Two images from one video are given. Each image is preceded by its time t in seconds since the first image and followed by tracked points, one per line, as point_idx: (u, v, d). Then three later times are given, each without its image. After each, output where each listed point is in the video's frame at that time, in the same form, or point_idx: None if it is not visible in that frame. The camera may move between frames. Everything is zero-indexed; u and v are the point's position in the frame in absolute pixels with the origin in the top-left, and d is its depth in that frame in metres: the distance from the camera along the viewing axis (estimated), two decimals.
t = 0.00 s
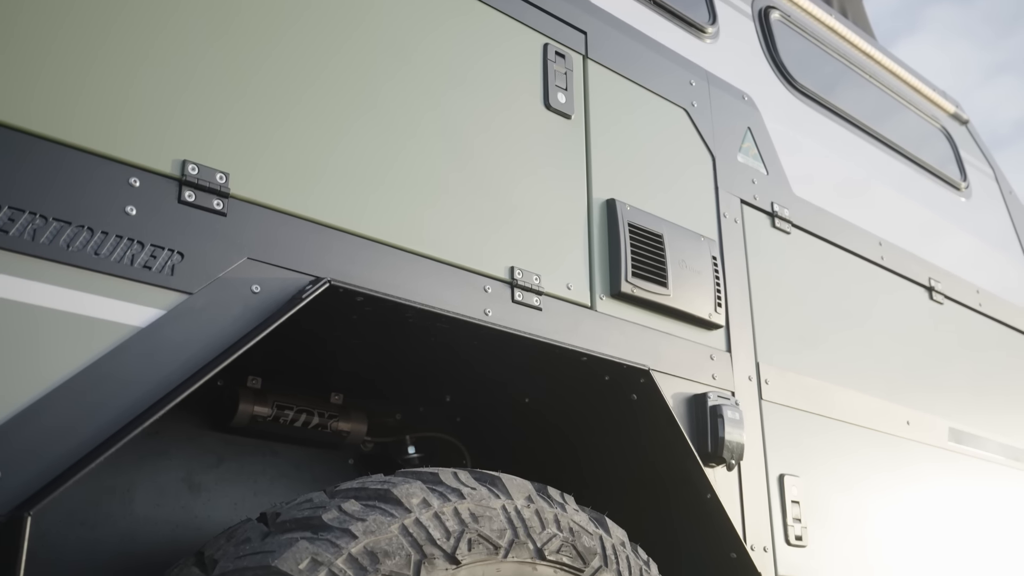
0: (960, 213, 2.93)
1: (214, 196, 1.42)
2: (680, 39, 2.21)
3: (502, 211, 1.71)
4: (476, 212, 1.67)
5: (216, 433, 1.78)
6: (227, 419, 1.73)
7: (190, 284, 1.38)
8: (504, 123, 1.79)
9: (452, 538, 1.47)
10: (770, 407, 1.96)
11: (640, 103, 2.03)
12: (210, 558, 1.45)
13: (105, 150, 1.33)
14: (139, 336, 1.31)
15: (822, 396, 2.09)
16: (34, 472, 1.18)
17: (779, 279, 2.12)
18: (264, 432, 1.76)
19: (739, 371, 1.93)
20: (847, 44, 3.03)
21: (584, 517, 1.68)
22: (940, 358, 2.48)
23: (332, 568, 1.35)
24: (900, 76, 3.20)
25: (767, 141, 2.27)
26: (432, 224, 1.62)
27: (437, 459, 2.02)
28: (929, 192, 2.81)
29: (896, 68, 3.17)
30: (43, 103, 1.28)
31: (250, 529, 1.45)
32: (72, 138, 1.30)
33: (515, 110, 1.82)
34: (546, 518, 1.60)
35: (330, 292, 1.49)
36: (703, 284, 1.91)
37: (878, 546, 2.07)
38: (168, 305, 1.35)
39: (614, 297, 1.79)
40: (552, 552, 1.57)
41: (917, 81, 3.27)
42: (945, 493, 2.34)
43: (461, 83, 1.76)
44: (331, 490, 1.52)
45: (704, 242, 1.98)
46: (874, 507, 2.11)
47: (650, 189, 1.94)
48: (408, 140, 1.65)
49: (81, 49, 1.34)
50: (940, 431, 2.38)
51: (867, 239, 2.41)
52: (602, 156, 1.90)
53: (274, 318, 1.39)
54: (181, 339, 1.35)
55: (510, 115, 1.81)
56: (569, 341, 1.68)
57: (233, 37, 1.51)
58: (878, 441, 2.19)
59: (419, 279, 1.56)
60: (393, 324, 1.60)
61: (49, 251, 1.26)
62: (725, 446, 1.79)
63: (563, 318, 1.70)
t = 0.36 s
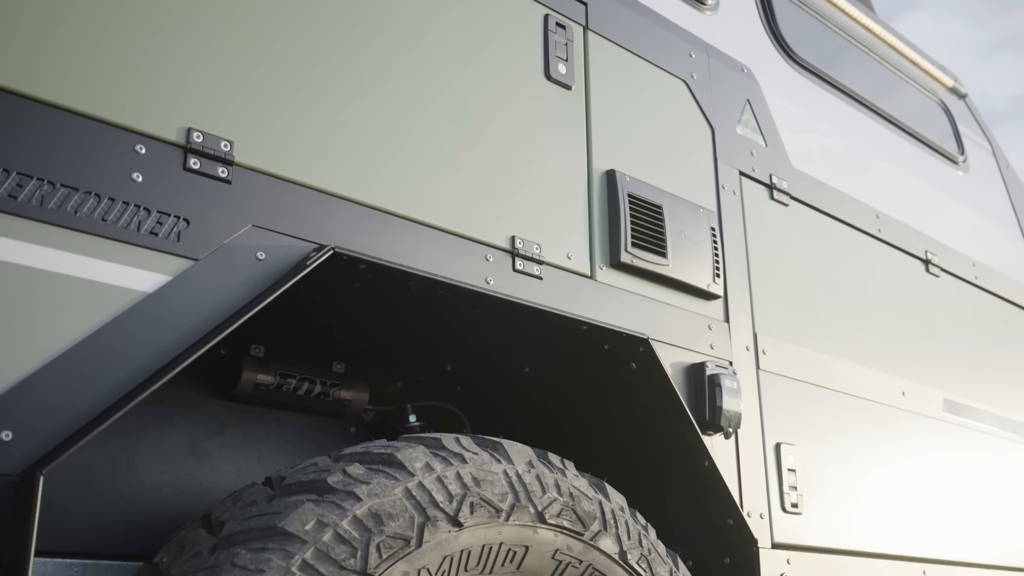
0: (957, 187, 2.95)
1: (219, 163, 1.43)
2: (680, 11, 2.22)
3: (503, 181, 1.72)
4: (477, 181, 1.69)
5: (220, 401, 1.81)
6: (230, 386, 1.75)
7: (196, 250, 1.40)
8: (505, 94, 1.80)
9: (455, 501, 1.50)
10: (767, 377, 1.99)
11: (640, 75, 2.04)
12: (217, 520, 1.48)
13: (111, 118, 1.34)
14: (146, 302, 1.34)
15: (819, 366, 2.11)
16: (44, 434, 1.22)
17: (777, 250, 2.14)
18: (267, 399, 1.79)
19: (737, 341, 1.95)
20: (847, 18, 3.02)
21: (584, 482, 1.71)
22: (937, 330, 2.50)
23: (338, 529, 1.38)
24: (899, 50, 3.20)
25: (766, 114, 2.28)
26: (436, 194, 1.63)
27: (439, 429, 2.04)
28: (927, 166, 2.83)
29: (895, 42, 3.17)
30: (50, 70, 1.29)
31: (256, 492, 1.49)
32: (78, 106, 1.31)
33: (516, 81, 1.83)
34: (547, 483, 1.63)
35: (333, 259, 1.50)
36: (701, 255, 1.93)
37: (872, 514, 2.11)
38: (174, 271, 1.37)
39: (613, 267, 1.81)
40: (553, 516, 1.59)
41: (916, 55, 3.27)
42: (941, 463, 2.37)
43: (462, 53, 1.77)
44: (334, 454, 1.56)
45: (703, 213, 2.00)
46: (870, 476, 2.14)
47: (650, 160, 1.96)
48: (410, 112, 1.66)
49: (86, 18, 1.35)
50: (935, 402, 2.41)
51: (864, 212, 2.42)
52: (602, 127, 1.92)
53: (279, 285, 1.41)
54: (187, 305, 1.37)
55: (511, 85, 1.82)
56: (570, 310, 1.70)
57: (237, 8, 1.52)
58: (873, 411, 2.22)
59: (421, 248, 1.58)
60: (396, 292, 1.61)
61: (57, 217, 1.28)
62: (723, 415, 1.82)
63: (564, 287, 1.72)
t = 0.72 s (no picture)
0: (956, 157, 2.97)
1: (226, 128, 1.45)
2: None
3: (507, 148, 1.74)
4: (481, 148, 1.71)
5: (226, 366, 1.86)
6: (237, 351, 1.79)
7: (204, 214, 1.42)
8: (507, 62, 1.81)
9: (459, 460, 1.53)
10: (765, 343, 2.02)
11: (642, 44, 2.05)
12: (227, 479, 1.51)
13: (120, 82, 1.36)
14: (156, 264, 1.36)
15: (817, 333, 2.14)
16: (59, 392, 1.25)
17: (777, 218, 2.16)
18: (274, 365, 1.82)
19: (736, 308, 1.98)
20: None
21: (586, 445, 1.74)
22: (934, 299, 2.53)
23: (346, 486, 1.42)
24: (900, 22, 3.20)
25: (766, 83, 2.30)
26: (442, 163, 1.65)
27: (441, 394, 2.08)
28: (926, 137, 2.84)
29: (897, 13, 3.17)
30: (59, 36, 1.31)
31: (265, 451, 1.52)
32: (87, 70, 1.33)
33: (518, 49, 1.84)
34: (549, 444, 1.66)
35: (339, 224, 1.53)
36: (701, 222, 1.96)
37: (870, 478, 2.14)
38: (183, 234, 1.40)
39: (615, 234, 1.83)
40: (555, 476, 1.63)
41: (916, 26, 3.28)
42: (938, 429, 2.40)
43: (464, 20, 1.78)
44: (341, 415, 1.59)
45: (703, 181, 2.02)
46: (867, 441, 2.17)
47: (650, 129, 1.98)
48: (417, 85, 1.68)
49: None
50: (932, 370, 2.44)
51: (863, 181, 2.45)
52: (603, 94, 1.93)
53: (286, 247, 1.43)
54: (196, 267, 1.40)
55: (513, 53, 1.83)
56: (572, 275, 1.72)
57: None
58: (870, 377, 2.25)
59: (426, 214, 1.60)
60: (401, 257, 1.64)
61: (69, 180, 1.30)
62: (722, 380, 1.85)
63: (566, 253, 1.74)
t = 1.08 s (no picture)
0: (956, 129, 2.98)
1: (232, 95, 1.47)
2: None
3: (510, 116, 1.75)
4: (484, 116, 1.72)
5: (232, 334, 1.88)
6: (243, 319, 1.81)
7: (212, 179, 1.44)
8: (510, 30, 1.82)
9: (464, 424, 1.56)
10: (765, 312, 2.04)
11: (644, 13, 2.05)
12: (235, 441, 1.54)
13: (127, 48, 1.37)
14: (165, 228, 1.38)
15: (817, 302, 2.16)
16: (72, 353, 1.28)
17: (777, 189, 2.17)
18: (279, 333, 1.84)
19: (737, 277, 2.00)
20: None
21: (588, 410, 1.77)
22: (933, 270, 2.55)
23: (353, 447, 1.45)
24: None
25: (767, 54, 2.30)
26: (448, 132, 1.67)
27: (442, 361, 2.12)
28: (926, 109, 2.85)
29: None
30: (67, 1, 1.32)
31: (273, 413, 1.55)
32: (94, 36, 1.34)
33: (521, 17, 1.84)
34: (553, 409, 1.69)
35: (344, 190, 1.54)
36: (703, 191, 1.98)
37: (869, 446, 2.16)
38: (191, 199, 1.42)
39: (617, 203, 1.85)
40: (558, 440, 1.65)
41: None
42: (936, 399, 2.43)
43: None
44: (347, 380, 1.62)
45: (705, 151, 2.03)
46: (866, 409, 2.20)
47: (652, 98, 1.99)
48: (422, 53, 1.68)
49: None
50: (930, 340, 2.46)
51: (863, 152, 2.46)
52: (606, 63, 1.94)
53: (292, 212, 1.45)
54: (204, 232, 1.42)
55: (516, 21, 1.83)
56: (575, 242, 1.74)
57: None
58: (869, 346, 2.27)
59: (430, 181, 1.61)
60: (406, 224, 1.65)
61: (78, 144, 1.32)
62: (723, 348, 1.87)
63: (569, 222, 1.76)
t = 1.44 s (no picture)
0: (955, 100, 2.98)
1: (234, 59, 1.47)
2: None
3: (510, 83, 1.76)
4: (485, 83, 1.73)
5: (234, 301, 1.91)
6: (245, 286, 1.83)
7: (214, 143, 1.45)
8: None
9: (464, 386, 1.59)
10: (764, 280, 2.06)
11: None
12: (238, 403, 1.56)
13: (129, 13, 1.38)
14: (168, 191, 1.40)
15: (815, 271, 2.18)
16: (77, 314, 1.30)
17: (776, 158, 2.18)
18: (281, 300, 1.86)
19: (735, 245, 2.01)
20: None
21: (587, 375, 1.80)
22: (931, 240, 2.56)
23: (355, 409, 1.48)
24: None
25: (767, 23, 2.30)
26: (450, 100, 1.68)
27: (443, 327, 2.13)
28: (926, 79, 2.85)
29: None
30: None
31: (276, 375, 1.57)
32: None
33: None
34: (553, 373, 1.71)
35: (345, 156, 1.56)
36: (702, 159, 1.99)
37: (865, 412, 2.18)
38: (194, 163, 1.43)
39: (617, 170, 1.86)
40: (558, 404, 1.68)
41: None
42: (933, 368, 2.44)
43: None
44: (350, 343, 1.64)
45: (704, 120, 2.04)
46: (863, 377, 2.21)
47: (652, 67, 1.99)
48: (423, 19, 1.69)
49: None
50: (928, 310, 2.48)
51: (862, 122, 2.46)
52: (606, 31, 1.94)
53: (294, 176, 1.46)
54: (207, 195, 1.43)
55: None
56: (574, 209, 1.75)
57: None
58: (867, 315, 2.29)
59: (430, 147, 1.62)
60: (406, 190, 1.66)
61: (81, 108, 1.33)
62: (722, 315, 1.89)
63: (568, 188, 1.77)
